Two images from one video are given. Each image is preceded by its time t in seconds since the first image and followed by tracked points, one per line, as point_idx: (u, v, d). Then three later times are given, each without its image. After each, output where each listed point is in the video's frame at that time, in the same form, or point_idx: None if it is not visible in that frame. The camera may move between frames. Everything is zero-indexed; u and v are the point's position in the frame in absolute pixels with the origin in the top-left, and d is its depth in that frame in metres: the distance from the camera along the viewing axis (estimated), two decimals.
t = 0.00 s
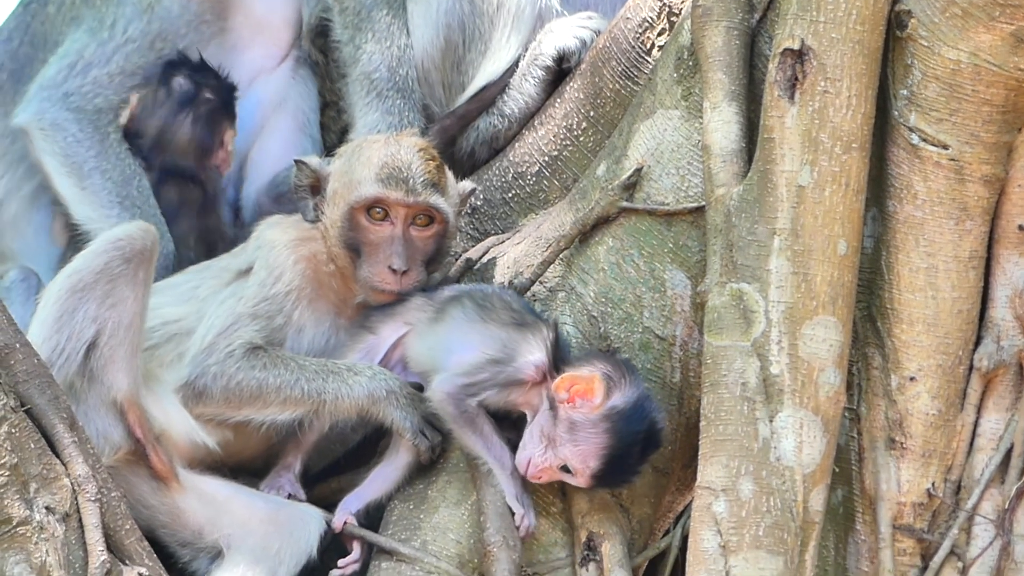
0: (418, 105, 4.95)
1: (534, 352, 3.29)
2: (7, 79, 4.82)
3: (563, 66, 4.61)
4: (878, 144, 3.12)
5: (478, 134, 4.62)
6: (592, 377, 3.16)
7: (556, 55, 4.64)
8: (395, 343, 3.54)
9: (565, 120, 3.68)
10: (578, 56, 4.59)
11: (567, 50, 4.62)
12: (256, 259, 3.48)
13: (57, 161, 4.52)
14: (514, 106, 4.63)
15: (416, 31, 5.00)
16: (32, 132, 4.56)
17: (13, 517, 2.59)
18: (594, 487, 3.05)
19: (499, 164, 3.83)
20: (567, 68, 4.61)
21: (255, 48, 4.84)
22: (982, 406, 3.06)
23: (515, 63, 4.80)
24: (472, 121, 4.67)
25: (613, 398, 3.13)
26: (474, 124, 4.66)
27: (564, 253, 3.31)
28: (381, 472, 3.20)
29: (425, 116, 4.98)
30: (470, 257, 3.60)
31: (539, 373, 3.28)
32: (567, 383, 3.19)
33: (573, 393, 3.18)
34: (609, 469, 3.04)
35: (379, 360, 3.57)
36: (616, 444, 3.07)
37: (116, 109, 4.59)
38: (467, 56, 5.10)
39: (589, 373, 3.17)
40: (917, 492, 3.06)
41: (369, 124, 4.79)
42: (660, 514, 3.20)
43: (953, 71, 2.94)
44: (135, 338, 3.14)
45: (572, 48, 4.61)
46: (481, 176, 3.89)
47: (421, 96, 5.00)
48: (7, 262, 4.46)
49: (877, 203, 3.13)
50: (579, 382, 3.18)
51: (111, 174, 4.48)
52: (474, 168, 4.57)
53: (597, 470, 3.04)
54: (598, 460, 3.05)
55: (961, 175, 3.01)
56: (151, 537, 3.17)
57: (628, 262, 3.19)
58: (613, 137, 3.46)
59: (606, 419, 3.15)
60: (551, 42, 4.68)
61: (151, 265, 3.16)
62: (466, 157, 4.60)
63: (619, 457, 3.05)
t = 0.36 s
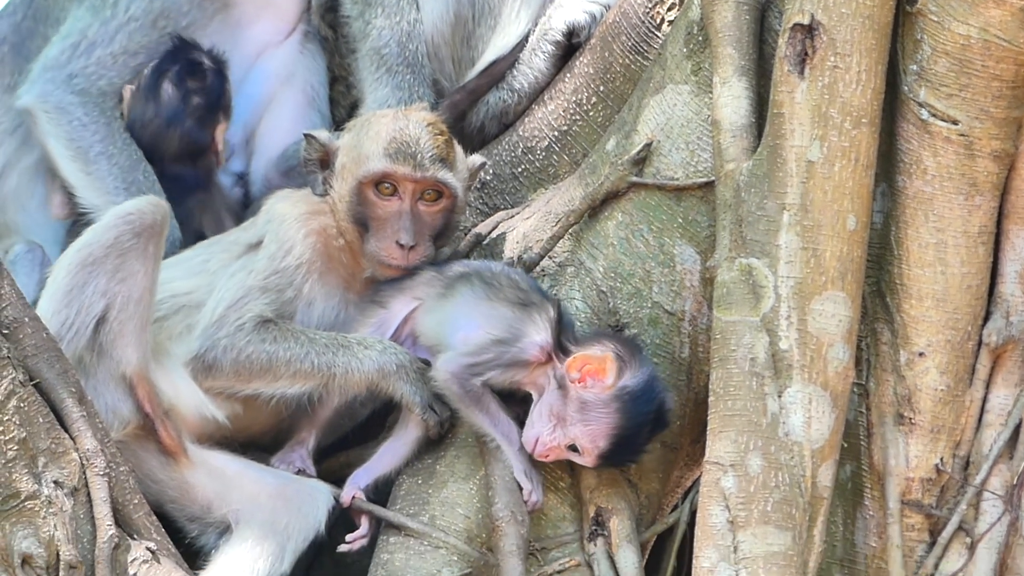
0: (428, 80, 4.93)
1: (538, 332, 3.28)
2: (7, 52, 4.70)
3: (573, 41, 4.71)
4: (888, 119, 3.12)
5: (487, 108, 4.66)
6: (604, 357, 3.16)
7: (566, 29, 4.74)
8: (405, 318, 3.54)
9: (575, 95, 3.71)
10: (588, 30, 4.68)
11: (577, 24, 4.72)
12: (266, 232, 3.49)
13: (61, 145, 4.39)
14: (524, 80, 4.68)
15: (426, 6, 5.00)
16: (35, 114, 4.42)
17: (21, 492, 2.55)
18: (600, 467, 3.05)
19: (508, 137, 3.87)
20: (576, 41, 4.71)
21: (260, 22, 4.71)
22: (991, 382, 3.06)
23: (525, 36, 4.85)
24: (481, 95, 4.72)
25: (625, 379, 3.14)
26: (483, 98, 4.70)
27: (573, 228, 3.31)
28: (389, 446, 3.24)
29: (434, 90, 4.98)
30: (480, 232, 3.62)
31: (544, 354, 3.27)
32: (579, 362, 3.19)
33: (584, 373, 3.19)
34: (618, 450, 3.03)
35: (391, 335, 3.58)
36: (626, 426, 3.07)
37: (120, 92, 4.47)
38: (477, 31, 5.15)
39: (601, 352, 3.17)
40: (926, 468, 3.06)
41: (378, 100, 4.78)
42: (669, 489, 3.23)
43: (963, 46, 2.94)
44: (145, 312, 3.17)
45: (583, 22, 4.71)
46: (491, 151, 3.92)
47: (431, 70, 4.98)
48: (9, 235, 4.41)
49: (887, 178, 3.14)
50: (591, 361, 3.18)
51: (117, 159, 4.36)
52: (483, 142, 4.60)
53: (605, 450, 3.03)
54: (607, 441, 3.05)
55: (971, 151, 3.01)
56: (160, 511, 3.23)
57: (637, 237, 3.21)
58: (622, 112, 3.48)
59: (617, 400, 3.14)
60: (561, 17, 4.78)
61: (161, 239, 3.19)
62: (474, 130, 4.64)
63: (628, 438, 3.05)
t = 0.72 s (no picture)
0: (432, 63, 4.97)
1: (525, 313, 3.26)
2: (12, 31, 4.55)
3: (577, 24, 4.71)
4: (892, 103, 3.11)
5: (491, 91, 4.70)
6: (590, 332, 3.10)
7: (570, 13, 4.75)
8: (405, 308, 3.56)
9: (579, 78, 3.74)
10: (592, 14, 4.69)
11: (581, 9, 4.74)
12: (269, 215, 3.51)
13: (72, 129, 4.36)
14: (528, 64, 4.73)
15: None
16: (46, 100, 4.39)
17: (26, 474, 2.44)
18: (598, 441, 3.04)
19: (512, 121, 3.88)
20: (581, 25, 4.71)
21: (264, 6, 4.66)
22: (995, 365, 3.06)
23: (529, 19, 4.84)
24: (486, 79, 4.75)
25: (612, 352, 3.08)
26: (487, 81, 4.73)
27: (577, 211, 3.32)
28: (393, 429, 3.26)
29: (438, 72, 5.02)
30: (484, 217, 3.62)
31: (533, 333, 3.25)
32: (565, 338, 3.12)
33: (572, 349, 3.12)
34: (611, 425, 3.01)
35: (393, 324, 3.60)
36: (618, 399, 3.03)
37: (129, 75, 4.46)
38: (482, 13, 5.20)
39: (586, 328, 3.11)
40: (930, 452, 3.06)
41: (383, 82, 4.80)
42: (672, 474, 3.23)
43: (968, 30, 2.95)
44: (149, 295, 3.20)
45: (587, 7, 4.71)
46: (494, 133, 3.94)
47: (435, 53, 5.03)
48: (13, 217, 4.34)
49: (891, 161, 3.13)
50: (576, 337, 3.12)
51: (130, 140, 4.35)
52: (487, 125, 4.64)
53: (599, 426, 3.02)
54: (600, 416, 3.03)
55: (975, 134, 3.01)
56: (163, 494, 3.30)
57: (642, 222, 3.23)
58: (626, 95, 3.50)
59: (607, 373, 3.09)
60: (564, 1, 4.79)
61: (164, 222, 3.21)
62: (478, 113, 4.67)
63: (621, 412, 3.02)
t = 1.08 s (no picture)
0: (435, 56, 4.95)
1: (536, 305, 3.26)
2: (12, 26, 4.52)
3: (578, 16, 4.71)
4: (893, 94, 3.11)
5: (493, 84, 4.72)
6: (597, 329, 3.13)
7: (570, 6, 4.75)
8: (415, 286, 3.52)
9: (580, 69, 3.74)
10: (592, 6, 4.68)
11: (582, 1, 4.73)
12: (271, 204, 3.53)
13: (68, 128, 4.33)
14: (529, 56, 4.72)
15: None
16: (42, 97, 4.36)
17: (27, 466, 2.43)
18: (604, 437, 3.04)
19: (513, 112, 3.89)
20: (582, 17, 4.71)
21: None
22: (996, 357, 3.06)
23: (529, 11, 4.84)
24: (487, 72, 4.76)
25: (618, 349, 3.10)
26: (488, 74, 4.75)
27: (578, 202, 3.34)
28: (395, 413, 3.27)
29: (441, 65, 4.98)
30: (485, 207, 3.65)
31: (544, 327, 3.24)
32: (571, 336, 3.15)
33: (578, 347, 3.15)
34: (619, 420, 3.02)
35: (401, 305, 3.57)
36: (625, 395, 3.04)
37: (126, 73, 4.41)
38: (482, 5, 5.16)
39: (593, 326, 3.14)
40: (931, 443, 3.06)
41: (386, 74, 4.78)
42: (674, 464, 3.24)
43: (968, 22, 2.96)
44: (150, 286, 3.21)
45: None
46: (495, 125, 3.96)
47: (438, 46, 5.01)
48: (11, 209, 4.32)
49: (892, 153, 3.13)
50: (583, 335, 3.15)
51: (123, 141, 4.32)
52: (489, 117, 4.63)
53: (606, 422, 3.02)
54: (607, 413, 3.03)
55: (976, 126, 3.01)
56: (164, 486, 3.30)
57: (643, 215, 3.22)
58: (627, 86, 3.50)
59: (613, 370, 3.10)
60: None
61: (165, 213, 3.22)
62: (478, 105, 4.69)
63: (628, 408, 3.03)
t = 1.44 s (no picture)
0: (437, 55, 4.94)
1: (532, 302, 3.24)
2: (9, 22, 4.46)
3: (579, 17, 4.66)
4: (893, 96, 3.11)
5: (493, 85, 4.73)
6: (578, 328, 3.09)
7: (571, 7, 4.71)
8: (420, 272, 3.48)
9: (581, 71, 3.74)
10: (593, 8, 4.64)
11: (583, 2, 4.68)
12: (271, 202, 3.56)
13: (57, 136, 4.29)
14: (529, 57, 4.71)
15: None
16: (33, 105, 4.34)
17: (27, 466, 2.43)
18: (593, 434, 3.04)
19: (514, 114, 3.90)
20: (582, 18, 4.66)
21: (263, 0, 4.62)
22: (996, 358, 3.06)
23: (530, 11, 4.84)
24: (487, 72, 4.77)
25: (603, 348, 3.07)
26: (489, 74, 4.76)
27: (578, 204, 3.34)
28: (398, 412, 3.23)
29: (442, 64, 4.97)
30: (485, 209, 3.67)
31: (536, 324, 3.22)
32: (554, 334, 3.10)
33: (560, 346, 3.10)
34: (604, 417, 3.01)
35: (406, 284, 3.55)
36: (610, 391, 3.03)
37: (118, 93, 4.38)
38: (482, 7, 5.12)
39: (574, 324, 3.10)
40: (931, 445, 3.06)
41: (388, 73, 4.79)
42: (673, 465, 3.23)
43: (969, 23, 2.96)
44: (151, 287, 3.21)
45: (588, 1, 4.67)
46: (495, 126, 3.96)
47: (439, 46, 4.99)
48: (9, 208, 4.30)
49: (892, 154, 3.13)
50: (564, 333, 3.10)
51: (112, 152, 4.27)
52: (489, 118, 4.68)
53: (592, 420, 3.02)
54: (592, 410, 3.02)
55: (977, 127, 3.01)
56: (164, 487, 3.31)
57: (643, 214, 3.23)
58: (627, 87, 3.50)
59: (597, 368, 3.08)
60: None
61: (166, 214, 3.22)
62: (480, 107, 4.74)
63: (614, 405, 3.01)
